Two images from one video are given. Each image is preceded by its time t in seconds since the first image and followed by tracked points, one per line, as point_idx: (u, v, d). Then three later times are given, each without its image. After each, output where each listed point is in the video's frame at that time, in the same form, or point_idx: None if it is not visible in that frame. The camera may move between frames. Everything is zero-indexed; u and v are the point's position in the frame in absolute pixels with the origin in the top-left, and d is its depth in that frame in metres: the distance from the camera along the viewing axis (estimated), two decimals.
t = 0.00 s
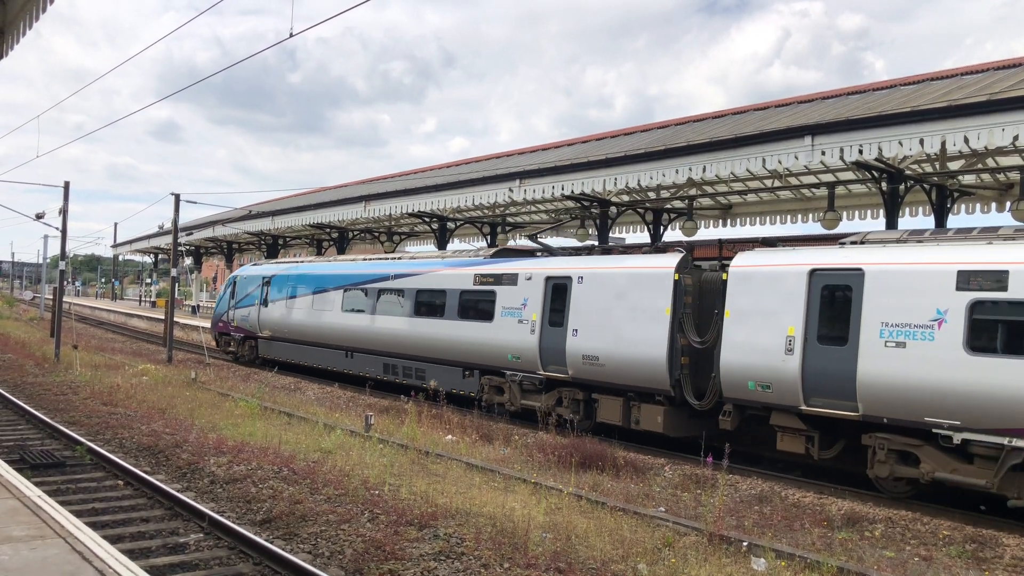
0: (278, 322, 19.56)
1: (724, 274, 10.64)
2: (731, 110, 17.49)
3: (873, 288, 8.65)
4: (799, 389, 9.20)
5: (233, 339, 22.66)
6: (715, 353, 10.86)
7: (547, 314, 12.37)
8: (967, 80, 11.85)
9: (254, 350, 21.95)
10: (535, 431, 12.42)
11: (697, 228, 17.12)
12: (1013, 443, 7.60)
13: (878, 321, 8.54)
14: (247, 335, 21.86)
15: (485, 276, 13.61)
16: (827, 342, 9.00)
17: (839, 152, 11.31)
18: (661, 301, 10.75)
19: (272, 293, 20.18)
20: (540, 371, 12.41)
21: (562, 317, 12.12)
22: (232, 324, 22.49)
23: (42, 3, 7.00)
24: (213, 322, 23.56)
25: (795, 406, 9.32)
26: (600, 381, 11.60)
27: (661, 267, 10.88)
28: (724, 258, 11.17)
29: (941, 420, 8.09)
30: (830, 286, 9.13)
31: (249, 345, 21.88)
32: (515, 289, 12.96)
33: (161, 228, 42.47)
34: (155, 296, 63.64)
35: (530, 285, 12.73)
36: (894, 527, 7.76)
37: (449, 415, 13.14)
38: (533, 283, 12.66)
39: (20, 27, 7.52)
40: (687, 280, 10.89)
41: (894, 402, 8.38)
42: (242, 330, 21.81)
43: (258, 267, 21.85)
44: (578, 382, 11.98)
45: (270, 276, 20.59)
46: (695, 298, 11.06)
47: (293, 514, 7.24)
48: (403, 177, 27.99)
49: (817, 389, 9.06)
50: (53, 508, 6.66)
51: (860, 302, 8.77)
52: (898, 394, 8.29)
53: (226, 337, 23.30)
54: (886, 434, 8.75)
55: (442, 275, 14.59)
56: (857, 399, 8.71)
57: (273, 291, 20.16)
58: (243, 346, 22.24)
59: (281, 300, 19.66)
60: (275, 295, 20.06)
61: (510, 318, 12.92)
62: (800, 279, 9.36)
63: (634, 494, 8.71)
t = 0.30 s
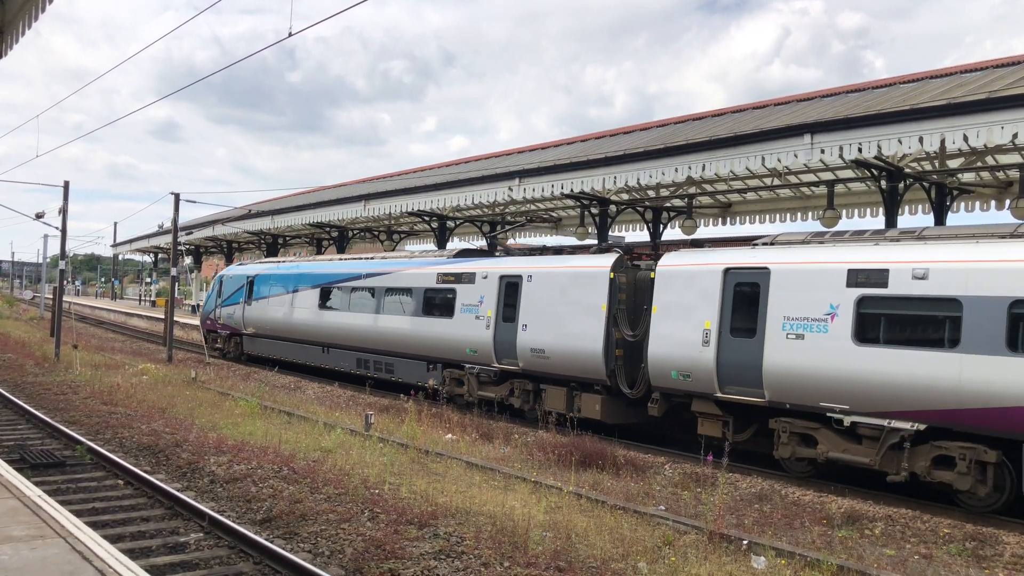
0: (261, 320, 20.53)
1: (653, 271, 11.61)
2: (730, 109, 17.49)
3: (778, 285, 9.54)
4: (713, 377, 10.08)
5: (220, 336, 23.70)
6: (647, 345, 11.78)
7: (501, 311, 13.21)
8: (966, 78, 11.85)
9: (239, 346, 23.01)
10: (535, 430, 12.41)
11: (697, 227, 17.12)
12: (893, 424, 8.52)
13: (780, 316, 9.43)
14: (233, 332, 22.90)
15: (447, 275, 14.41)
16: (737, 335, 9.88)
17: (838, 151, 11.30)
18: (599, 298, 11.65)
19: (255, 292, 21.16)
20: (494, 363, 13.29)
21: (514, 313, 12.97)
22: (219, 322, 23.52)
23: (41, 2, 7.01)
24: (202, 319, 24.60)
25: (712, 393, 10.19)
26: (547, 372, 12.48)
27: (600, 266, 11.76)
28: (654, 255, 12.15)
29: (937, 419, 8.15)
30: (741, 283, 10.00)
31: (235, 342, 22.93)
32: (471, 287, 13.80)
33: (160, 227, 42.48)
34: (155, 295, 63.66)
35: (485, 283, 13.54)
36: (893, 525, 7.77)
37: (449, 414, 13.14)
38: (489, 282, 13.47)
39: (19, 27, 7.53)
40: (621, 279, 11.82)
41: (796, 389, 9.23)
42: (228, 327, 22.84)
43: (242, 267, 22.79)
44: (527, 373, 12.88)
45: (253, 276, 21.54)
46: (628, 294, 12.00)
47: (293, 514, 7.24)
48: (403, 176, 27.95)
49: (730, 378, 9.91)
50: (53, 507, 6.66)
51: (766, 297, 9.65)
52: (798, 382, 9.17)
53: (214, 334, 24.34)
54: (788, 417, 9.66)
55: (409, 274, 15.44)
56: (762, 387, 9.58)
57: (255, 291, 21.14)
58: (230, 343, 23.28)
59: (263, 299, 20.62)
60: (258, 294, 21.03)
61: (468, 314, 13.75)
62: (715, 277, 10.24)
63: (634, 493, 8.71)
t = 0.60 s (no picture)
0: (247, 318, 21.52)
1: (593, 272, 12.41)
2: (730, 108, 17.50)
3: (696, 283, 10.40)
4: (640, 369, 11.00)
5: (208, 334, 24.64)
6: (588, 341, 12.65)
7: (460, 308, 14.07)
8: (966, 77, 11.85)
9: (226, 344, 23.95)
10: (535, 430, 12.41)
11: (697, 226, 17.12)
12: (792, 410, 9.40)
13: (697, 312, 10.29)
14: (220, 330, 23.87)
15: (413, 275, 15.26)
16: (662, 329, 10.74)
17: (838, 150, 11.28)
18: (546, 297, 12.50)
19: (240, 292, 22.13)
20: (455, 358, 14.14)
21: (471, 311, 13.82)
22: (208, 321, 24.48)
23: (41, 3, 7.01)
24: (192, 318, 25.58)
25: (641, 382, 11.08)
26: (500, 365, 13.36)
27: (545, 266, 12.63)
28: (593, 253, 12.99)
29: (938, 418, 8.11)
30: (666, 282, 10.88)
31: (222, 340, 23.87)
32: (433, 287, 14.68)
33: (160, 226, 42.47)
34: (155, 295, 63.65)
35: (446, 283, 14.40)
36: (894, 524, 7.77)
37: (449, 413, 13.14)
38: (450, 282, 14.29)
39: (19, 27, 7.53)
40: (566, 278, 12.61)
41: (709, 377, 10.10)
42: (216, 326, 23.80)
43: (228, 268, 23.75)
44: (485, 367, 13.76)
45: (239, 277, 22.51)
46: (571, 291, 12.81)
47: (294, 514, 7.25)
48: (403, 176, 27.95)
49: (657, 369, 10.78)
50: (54, 508, 6.66)
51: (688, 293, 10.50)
52: (712, 372, 10.04)
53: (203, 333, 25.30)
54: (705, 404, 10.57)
55: (378, 273, 16.29)
56: (683, 377, 10.44)
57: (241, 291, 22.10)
58: (218, 341, 24.22)
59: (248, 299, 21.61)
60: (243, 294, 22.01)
61: (431, 312, 14.63)
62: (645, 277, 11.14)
63: (635, 492, 8.70)
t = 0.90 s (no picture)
0: (233, 317, 22.38)
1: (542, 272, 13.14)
2: (732, 107, 17.48)
3: (628, 281, 11.23)
4: (580, 361, 11.87)
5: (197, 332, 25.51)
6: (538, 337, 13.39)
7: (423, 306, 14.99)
8: (967, 76, 11.84)
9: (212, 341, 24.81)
10: (536, 429, 12.41)
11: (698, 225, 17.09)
12: (708, 397, 10.25)
13: (628, 308, 11.14)
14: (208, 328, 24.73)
15: (383, 274, 16.16)
16: (598, 324, 11.59)
17: (838, 148, 11.26)
18: (498, 295, 13.33)
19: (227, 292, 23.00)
20: (420, 354, 15.00)
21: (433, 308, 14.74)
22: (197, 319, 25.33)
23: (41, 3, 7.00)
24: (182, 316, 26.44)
25: (579, 373, 11.94)
26: (458, 359, 14.20)
27: (498, 266, 13.50)
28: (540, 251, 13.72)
29: (941, 419, 8.03)
30: (602, 280, 11.70)
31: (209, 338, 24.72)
32: (400, 286, 15.56)
33: (160, 225, 42.43)
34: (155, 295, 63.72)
35: (412, 282, 15.28)
36: (895, 523, 7.76)
37: (449, 413, 13.15)
38: (415, 281, 15.21)
39: (19, 27, 7.53)
40: (516, 277, 13.38)
41: (639, 368, 10.95)
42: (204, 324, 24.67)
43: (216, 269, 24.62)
44: (446, 361, 14.60)
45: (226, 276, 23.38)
46: (522, 289, 13.59)
47: (295, 513, 7.25)
48: (404, 176, 27.95)
49: (594, 361, 11.63)
50: (55, 508, 6.66)
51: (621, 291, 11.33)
52: (641, 363, 10.89)
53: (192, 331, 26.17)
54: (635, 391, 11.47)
55: (353, 273, 17.21)
56: (615, 368, 11.28)
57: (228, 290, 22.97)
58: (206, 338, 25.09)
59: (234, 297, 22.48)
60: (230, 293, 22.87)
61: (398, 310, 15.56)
62: (583, 276, 11.99)
63: (636, 492, 8.69)
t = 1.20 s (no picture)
0: (221, 314, 23.26)
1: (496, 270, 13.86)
2: (732, 105, 17.46)
3: (569, 280, 12.03)
4: (527, 354, 12.71)
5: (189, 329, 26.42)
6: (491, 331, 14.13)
7: (392, 304, 15.82)
8: (969, 74, 11.82)
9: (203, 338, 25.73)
10: (538, 428, 12.41)
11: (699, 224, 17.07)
12: (637, 385, 11.09)
13: (570, 304, 11.93)
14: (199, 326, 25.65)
15: (356, 273, 17.00)
16: (544, 319, 12.39)
17: (840, 147, 11.24)
18: (456, 293, 14.12)
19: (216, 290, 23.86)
20: (388, 348, 15.83)
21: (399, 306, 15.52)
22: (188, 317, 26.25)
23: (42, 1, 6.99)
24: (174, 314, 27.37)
25: (527, 364, 12.84)
26: (423, 353, 15.05)
27: (457, 265, 14.23)
28: (495, 248, 14.37)
29: (941, 415, 8.11)
30: (547, 278, 12.50)
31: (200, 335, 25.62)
32: (370, 284, 16.41)
33: (161, 224, 42.48)
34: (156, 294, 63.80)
35: (381, 281, 16.12)
36: (896, 522, 7.76)
37: (451, 411, 13.17)
38: (384, 279, 16.05)
39: (20, 26, 7.52)
40: (474, 275, 14.07)
41: (580, 360, 11.76)
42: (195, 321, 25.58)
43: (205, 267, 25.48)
44: (412, 355, 15.42)
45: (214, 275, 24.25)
46: (480, 286, 14.25)
47: (297, 512, 7.25)
48: (405, 174, 27.92)
49: (541, 354, 12.45)
50: (57, 506, 6.67)
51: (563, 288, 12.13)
52: (581, 355, 11.70)
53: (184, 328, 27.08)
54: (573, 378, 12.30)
55: (329, 272, 18.03)
56: (559, 360, 12.12)
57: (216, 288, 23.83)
58: (197, 335, 26.02)
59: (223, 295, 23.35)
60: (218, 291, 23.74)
61: (369, 307, 16.36)
62: (531, 274, 12.79)
63: (637, 490, 8.69)
